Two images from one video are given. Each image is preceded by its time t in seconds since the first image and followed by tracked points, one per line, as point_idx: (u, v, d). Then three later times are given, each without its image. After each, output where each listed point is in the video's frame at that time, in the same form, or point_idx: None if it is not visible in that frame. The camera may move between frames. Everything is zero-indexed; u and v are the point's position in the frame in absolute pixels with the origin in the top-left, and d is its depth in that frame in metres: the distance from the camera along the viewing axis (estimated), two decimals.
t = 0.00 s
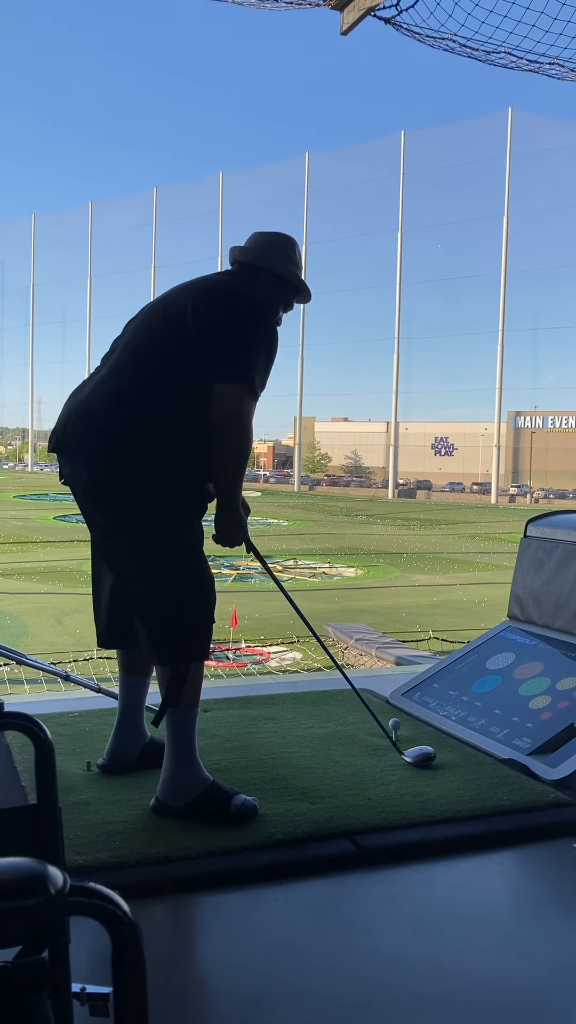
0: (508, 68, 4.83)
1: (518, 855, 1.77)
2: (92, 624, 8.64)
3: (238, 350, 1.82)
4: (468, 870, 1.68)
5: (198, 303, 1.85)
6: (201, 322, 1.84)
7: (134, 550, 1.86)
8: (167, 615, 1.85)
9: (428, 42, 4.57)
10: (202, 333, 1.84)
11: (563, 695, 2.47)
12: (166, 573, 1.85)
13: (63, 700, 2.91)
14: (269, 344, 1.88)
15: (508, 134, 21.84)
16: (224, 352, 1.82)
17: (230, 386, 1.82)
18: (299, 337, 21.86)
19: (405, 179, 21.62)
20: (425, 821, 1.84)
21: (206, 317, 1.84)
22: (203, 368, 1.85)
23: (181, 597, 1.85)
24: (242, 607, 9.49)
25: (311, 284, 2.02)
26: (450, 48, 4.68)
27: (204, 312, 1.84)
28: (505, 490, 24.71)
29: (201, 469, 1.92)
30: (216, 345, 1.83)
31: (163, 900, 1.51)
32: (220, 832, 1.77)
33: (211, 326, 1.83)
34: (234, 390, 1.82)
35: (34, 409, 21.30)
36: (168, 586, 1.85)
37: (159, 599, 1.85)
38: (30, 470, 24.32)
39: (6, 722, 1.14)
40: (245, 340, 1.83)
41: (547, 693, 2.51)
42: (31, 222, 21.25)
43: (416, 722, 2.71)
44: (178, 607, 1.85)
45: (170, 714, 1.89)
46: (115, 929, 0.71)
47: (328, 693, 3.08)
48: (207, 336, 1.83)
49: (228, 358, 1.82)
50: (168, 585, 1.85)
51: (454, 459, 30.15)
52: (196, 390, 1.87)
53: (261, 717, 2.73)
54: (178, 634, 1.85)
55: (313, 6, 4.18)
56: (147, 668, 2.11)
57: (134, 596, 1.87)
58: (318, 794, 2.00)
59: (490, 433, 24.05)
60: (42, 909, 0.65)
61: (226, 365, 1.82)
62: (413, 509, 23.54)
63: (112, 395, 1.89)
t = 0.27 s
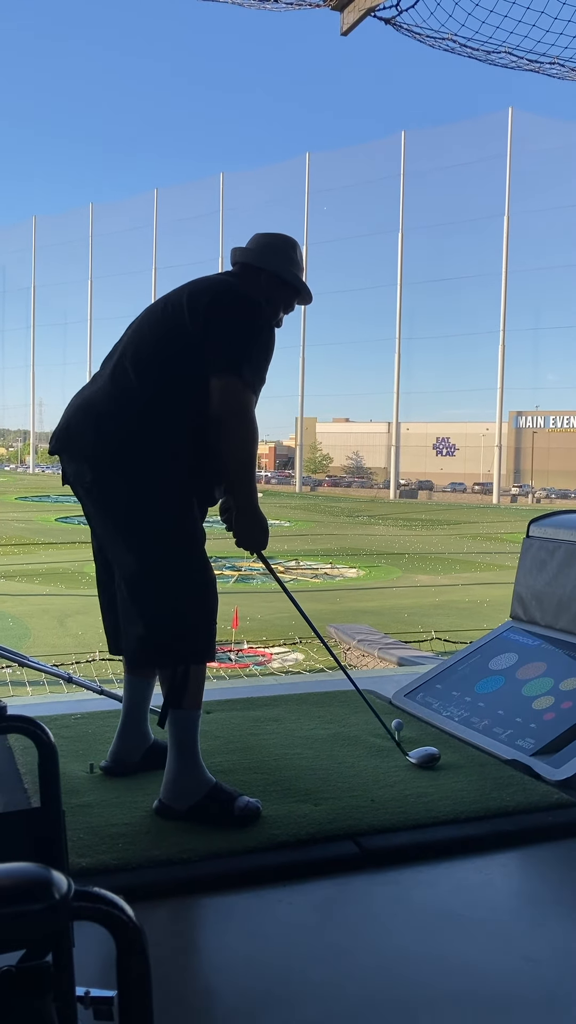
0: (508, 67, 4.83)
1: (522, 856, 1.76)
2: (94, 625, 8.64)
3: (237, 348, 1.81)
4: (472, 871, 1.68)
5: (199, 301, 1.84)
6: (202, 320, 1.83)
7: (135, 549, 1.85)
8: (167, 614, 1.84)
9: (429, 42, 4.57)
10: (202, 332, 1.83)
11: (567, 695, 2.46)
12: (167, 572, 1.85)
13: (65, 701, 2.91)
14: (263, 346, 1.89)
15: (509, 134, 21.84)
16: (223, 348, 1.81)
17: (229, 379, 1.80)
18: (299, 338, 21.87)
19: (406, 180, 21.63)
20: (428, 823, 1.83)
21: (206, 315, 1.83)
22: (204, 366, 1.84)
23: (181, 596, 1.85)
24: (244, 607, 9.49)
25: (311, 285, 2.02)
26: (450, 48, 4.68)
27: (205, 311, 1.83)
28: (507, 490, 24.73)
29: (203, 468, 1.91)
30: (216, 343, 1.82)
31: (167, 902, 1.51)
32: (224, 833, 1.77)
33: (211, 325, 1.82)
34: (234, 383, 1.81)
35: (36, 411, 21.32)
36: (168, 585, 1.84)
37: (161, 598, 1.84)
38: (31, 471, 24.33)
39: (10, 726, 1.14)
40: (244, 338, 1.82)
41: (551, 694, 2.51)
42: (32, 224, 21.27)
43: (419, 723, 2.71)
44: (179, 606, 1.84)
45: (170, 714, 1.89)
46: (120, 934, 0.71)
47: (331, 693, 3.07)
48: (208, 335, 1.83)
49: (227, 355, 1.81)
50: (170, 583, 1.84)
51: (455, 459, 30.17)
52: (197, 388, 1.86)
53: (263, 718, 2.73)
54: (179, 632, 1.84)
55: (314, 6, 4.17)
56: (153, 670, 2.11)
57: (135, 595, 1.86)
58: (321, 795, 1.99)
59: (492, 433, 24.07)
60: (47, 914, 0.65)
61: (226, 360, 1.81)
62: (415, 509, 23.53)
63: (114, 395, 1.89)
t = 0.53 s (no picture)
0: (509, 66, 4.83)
1: (525, 856, 1.75)
2: (97, 625, 8.65)
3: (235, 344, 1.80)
4: (475, 870, 1.68)
5: (199, 299, 1.83)
6: (202, 319, 1.82)
7: (132, 547, 1.85)
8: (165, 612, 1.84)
9: (430, 42, 4.57)
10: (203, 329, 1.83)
11: (569, 694, 2.46)
12: (163, 570, 1.84)
13: (67, 701, 2.90)
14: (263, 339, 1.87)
15: (510, 134, 21.83)
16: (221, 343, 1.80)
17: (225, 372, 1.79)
18: (301, 338, 21.88)
19: (408, 179, 21.64)
20: (431, 822, 1.83)
21: (206, 313, 1.82)
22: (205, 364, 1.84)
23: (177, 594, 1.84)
24: (246, 607, 9.49)
25: (311, 281, 2.01)
26: (452, 48, 4.68)
27: (205, 308, 1.82)
28: (509, 490, 24.72)
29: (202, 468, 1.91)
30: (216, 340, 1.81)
31: (169, 901, 1.51)
32: (226, 833, 1.77)
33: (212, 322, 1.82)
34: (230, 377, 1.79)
35: (38, 412, 21.35)
36: (164, 584, 1.84)
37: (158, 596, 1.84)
38: (33, 471, 24.25)
39: (11, 724, 1.14)
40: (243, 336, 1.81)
41: (553, 693, 2.50)
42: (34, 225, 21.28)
43: (422, 722, 2.70)
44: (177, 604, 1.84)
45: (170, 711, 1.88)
46: (120, 931, 0.71)
47: (333, 693, 3.07)
48: (208, 332, 1.82)
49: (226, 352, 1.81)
50: (168, 582, 1.84)
51: (457, 459, 30.16)
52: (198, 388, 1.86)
53: (266, 717, 2.73)
54: (178, 630, 1.84)
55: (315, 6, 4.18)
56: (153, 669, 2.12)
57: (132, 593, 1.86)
58: (323, 794, 1.99)
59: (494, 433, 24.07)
60: (46, 912, 0.65)
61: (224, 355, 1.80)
62: (417, 508, 23.52)
63: (115, 394, 1.90)
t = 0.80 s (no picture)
0: (512, 65, 4.83)
1: (528, 855, 1.75)
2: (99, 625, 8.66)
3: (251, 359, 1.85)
4: (478, 870, 1.67)
5: (210, 306, 1.84)
6: (213, 327, 1.83)
7: (130, 548, 1.85)
8: (161, 615, 1.84)
9: (432, 41, 4.57)
10: (212, 335, 1.83)
11: (572, 694, 2.45)
12: (161, 572, 1.84)
13: (70, 701, 2.91)
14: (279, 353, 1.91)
15: (512, 133, 21.83)
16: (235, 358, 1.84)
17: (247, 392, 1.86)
18: (303, 338, 21.89)
19: (409, 178, 21.63)
20: (434, 822, 1.83)
21: (217, 321, 1.83)
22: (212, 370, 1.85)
23: (174, 598, 1.84)
24: (249, 607, 9.49)
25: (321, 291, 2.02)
26: (453, 47, 4.68)
27: (216, 317, 1.84)
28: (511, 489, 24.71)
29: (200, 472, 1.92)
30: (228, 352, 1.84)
31: (172, 902, 1.51)
32: (230, 833, 1.77)
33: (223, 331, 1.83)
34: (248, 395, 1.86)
35: (40, 412, 21.36)
36: (161, 586, 1.84)
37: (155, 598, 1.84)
38: (36, 471, 24.28)
39: (14, 725, 1.14)
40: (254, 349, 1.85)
41: (556, 692, 2.50)
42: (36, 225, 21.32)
43: (425, 722, 2.70)
44: (174, 608, 1.84)
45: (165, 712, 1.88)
46: (124, 934, 0.71)
47: (336, 693, 3.07)
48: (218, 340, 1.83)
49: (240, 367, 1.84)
50: (164, 585, 1.84)
51: (460, 458, 30.15)
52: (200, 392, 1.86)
53: (268, 717, 2.73)
54: (176, 632, 1.85)
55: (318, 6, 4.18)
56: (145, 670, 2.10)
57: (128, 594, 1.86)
58: (326, 794, 1.99)
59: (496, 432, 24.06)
60: (50, 916, 0.64)
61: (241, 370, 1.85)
62: (419, 508, 23.51)
63: (116, 392, 1.88)
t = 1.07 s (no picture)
0: (514, 64, 4.83)
1: (530, 855, 1.75)
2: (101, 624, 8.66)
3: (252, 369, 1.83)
4: (478, 870, 1.67)
5: (217, 313, 1.84)
6: (219, 333, 1.83)
7: (131, 548, 1.85)
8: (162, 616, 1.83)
9: (434, 40, 4.56)
10: (219, 341, 1.83)
11: (574, 694, 2.45)
12: (162, 573, 1.84)
13: (72, 701, 2.91)
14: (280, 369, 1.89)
15: (514, 132, 21.82)
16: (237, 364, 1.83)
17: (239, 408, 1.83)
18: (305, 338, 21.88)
19: (411, 178, 21.63)
20: (436, 822, 1.83)
21: (223, 328, 1.83)
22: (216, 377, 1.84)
23: (175, 599, 1.84)
24: (250, 606, 9.50)
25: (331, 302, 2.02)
26: (455, 46, 4.68)
27: (223, 324, 1.83)
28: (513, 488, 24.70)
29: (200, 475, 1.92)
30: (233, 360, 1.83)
31: (173, 901, 1.51)
32: (231, 833, 1.77)
33: (229, 337, 1.83)
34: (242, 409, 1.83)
35: (42, 411, 21.38)
36: (162, 587, 1.84)
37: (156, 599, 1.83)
38: (38, 471, 24.26)
39: (15, 725, 1.13)
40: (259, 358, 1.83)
41: (558, 692, 2.50)
42: (38, 224, 21.32)
43: (426, 721, 2.70)
44: (175, 609, 1.84)
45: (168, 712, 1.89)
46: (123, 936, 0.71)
47: (337, 692, 3.07)
48: (223, 347, 1.83)
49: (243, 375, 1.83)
50: (166, 586, 1.84)
51: (462, 458, 30.16)
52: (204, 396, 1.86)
53: (270, 717, 2.73)
54: (176, 634, 1.84)
55: (320, 5, 4.18)
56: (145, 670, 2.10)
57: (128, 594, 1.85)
58: (328, 793, 1.99)
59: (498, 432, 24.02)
60: (49, 917, 0.64)
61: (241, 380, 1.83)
62: (421, 507, 23.50)
63: (122, 391, 1.88)
